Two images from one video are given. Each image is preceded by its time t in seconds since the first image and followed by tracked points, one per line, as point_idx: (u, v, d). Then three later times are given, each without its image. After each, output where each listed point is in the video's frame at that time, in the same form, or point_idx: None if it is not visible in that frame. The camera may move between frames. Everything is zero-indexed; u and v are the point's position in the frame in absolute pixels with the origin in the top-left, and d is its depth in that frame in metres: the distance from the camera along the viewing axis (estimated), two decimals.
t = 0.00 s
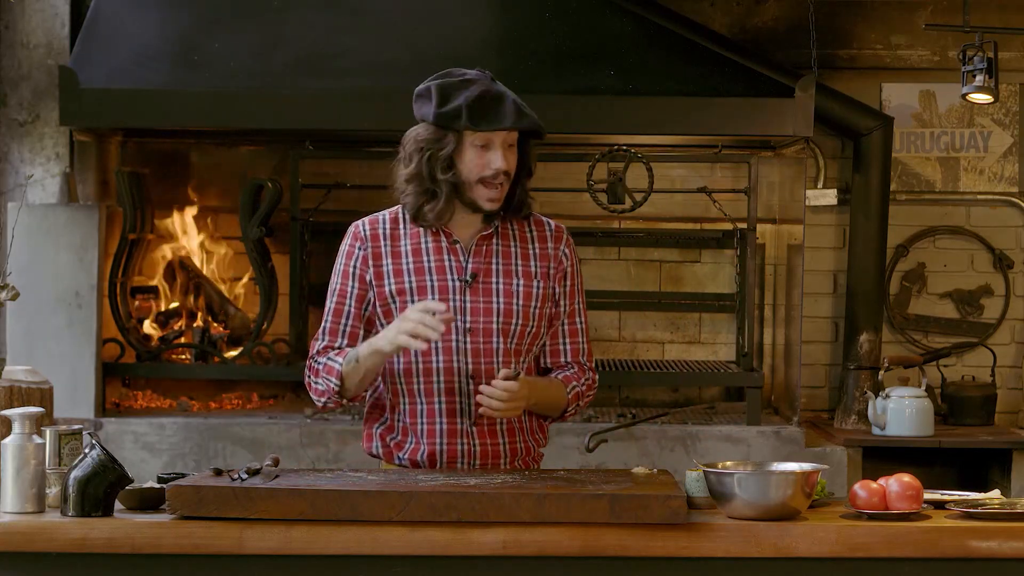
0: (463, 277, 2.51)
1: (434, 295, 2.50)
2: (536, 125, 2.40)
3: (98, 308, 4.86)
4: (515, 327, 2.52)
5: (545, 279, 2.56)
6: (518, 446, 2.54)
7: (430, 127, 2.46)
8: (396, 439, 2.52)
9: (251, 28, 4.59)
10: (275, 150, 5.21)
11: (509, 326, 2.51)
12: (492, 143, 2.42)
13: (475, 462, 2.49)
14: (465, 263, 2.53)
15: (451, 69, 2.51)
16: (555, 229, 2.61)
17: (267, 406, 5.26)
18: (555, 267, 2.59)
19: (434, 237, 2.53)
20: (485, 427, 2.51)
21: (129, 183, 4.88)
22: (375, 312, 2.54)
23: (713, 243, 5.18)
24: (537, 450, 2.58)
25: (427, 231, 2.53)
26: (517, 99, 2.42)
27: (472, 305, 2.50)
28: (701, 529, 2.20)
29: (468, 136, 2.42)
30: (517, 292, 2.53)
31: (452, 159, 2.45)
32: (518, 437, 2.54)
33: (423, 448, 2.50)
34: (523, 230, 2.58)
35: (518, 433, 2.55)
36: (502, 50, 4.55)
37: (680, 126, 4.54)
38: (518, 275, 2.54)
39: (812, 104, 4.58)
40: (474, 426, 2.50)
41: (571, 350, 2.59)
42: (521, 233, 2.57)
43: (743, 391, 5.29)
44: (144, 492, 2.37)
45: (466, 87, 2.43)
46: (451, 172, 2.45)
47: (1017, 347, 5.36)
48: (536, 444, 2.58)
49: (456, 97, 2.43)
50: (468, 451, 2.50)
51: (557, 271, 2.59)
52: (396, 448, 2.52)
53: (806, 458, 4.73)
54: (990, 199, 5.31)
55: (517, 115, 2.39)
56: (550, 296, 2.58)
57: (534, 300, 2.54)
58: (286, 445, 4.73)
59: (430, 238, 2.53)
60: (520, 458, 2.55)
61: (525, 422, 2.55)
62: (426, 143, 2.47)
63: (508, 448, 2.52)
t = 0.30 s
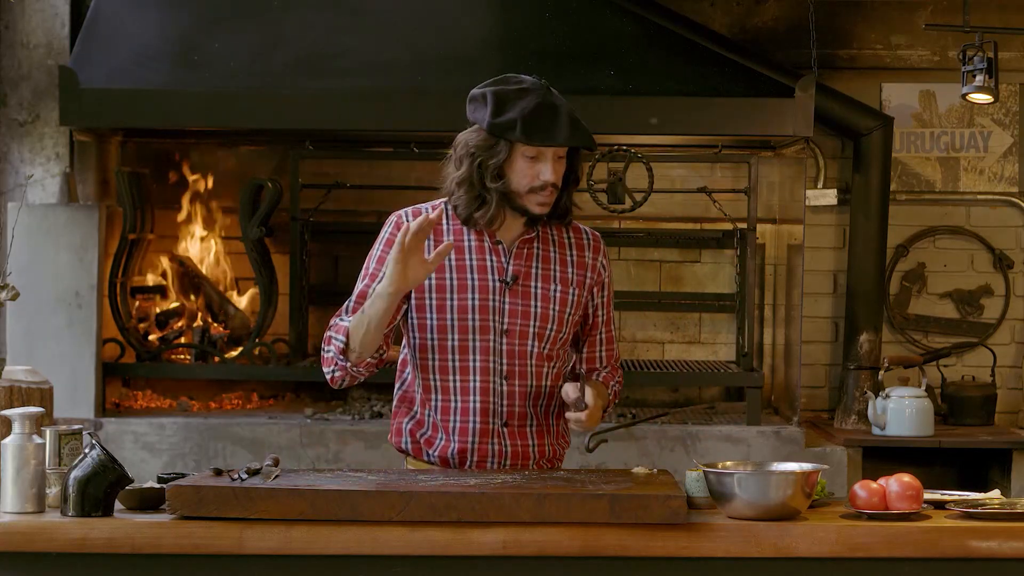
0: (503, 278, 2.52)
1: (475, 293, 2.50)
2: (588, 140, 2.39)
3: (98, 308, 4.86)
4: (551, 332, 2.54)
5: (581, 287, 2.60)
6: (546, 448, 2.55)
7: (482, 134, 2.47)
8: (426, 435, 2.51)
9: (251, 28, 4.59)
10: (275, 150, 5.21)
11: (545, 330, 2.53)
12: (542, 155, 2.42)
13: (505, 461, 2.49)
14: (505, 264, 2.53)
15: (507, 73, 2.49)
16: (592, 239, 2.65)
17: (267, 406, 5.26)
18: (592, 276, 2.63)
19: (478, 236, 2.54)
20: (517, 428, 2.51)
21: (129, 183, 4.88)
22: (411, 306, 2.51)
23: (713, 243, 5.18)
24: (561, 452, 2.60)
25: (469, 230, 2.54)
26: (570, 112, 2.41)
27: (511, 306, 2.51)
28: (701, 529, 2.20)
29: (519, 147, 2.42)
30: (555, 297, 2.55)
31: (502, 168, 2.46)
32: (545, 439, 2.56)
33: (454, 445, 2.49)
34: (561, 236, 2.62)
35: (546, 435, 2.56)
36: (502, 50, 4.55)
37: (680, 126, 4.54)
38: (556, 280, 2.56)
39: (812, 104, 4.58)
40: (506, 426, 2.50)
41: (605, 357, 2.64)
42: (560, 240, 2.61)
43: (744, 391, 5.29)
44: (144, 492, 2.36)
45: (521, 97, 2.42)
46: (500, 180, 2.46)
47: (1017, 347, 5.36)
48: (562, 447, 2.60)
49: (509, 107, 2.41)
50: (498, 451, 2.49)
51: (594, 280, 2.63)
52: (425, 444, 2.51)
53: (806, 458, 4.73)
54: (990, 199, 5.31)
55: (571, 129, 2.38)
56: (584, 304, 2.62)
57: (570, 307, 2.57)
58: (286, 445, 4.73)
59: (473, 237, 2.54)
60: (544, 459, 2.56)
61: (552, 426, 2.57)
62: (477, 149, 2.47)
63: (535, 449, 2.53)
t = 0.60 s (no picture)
0: (515, 282, 2.55)
1: (485, 296, 2.55)
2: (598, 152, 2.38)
3: (98, 308, 4.86)
4: (561, 339, 2.57)
5: (597, 295, 2.61)
6: (551, 453, 2.58)
7: (500, 139, 2.50)
8: (433, 431, 2.57)
9: (251, 28, 4.59)
10: (275, 150, 5.21)
11: (554, 337, 2.56)
12: (554, 164, 2.43)
13: (508, 464, 2.53)
14: (519, 269, 2.56)
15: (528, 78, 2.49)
16: (615, 247, 2.66)
17: (267, 406, 5.26)
18: (610, 284, 2.63)
19: (494, 239, 2.57)
20: (521, 432, 2.55)
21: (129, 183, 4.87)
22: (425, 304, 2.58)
23: (713, 243, 5.18)
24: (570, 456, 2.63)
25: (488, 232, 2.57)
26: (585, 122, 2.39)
27: (520, 311, 2.55)
28: (701, 529, 2.20)
29: (531, 154, 2.44)
30: (567, 304, 2.58)
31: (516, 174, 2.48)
32: (552, 444, 2.59)
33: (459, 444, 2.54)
34: (582, 243, 2.62)
35: (553, 440, 2.59)
36: (503, 50, 4.55)
37: (680, 126, 4.54)
38: (571, 288, 2.58)
39: (812, 104, 4.58)
40: (510, 429, 2.54)
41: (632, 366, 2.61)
42: (580, 247, 2.62)
43: (744, 391, 5.28)
44: (144, 492, 2.37)
45: (537, 104, 2.41)
46: (514, 186, 2.48)
47: (1017, 347, 5.36)
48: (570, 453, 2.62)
49: (523, 113, 2.41)
50: (502, 454, 2.53)
51: (613, 289, 2.64)
52: (433, 440, 2.57)
53: (806, 458, 4.73)
54: (990, 199, 5.31)
55: (581, 140, 2.37)
56: (600, 313, 2.62)
57: (584, 315, 2.59)
58: (286, 445, 4.73)
59: (490, 239, 2.57)
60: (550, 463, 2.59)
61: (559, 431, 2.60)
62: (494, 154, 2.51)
63: (540, 454, 2.57)
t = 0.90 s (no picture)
0: (488, 280, 2.55)
1: (459, 295, 2.55)
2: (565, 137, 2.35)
3: (98, 308, 4.86)
4: (536, 335, 2.55)
5: (573, 289, 2.57)
6: (532, 452, 2.56)
7: (468, 134, 2.55)
8: (416, 432, 2.59)
9: (251, 28, 4.59)
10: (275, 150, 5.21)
11: (529, 334, 2.54)
12: (523, 153, 2.42)
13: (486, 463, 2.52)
14: (493, 266, 2.56)
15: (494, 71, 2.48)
16: (594, 238, 2.62)
17: (267, 406, 5.26)
18: (589, 277, 2.59)
19: (469, 238, 2.57)
20: (499, 430, 2.53)
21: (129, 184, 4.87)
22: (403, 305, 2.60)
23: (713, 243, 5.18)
24: (557, 455, 2.60)
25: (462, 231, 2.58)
26: (551, 109, 2.38)
27: (494, 309, 2.54)
28: (701, 529, 2.20)
29: (498, 143, 2.46)
30: (542, 300, 2.56)
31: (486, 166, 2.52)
32: (533, 442, 2.56)
33: (439, 444, 2.55)
34: (559, 238, 2.60)
35: (534, 437, 2.56)
36: (503, 51, 4.55)
37: (680, 126, 4.54)
38: (546, 283, 2.57)
39: (812, 104, 4.58)
40: (487, 428, 2.53)
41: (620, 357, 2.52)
42: (556, 241, 2.59)
43: (744, 391, 5.28)
44: (144, 492, 2.37)
45: (500, 95, 2.40)
46: (483, 178, 2.51)
47: (1017, 347, 5.36)
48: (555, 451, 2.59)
49: (486, 104, 2.40)
50: (480, 453, 2.53)
51: (591, 282, 2.59)
52: (415, 441, 2.58)
53: (806, 458, 4.73)
54: (990, 199, 5.31)
55: (545, 127, 2.35)
56: (577, 307, 2.58)
57: (559, 309, 2.56)
58: (286, 445, 4.73)
59: (464, 238, 2.58)
60: (534, 462, 2.57)
61: (542, 429, 2.57)
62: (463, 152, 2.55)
63: (520, 452, 2.54)
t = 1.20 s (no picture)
0: (450, 275, 2.53)
1: (422, 292, 2.53)
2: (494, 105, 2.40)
3: (98, 308, 4.86)
4: (500, 328, 2.52)
5: (537, 281, 2.55)
6: (504, 447, 2.54)
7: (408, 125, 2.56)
8: (386, 433, 2.58)
9: (251, 28, 4.59)
10: (275, 150, 5.21)
11: (493, 327, 2.52)
12: (459, 132, 2.44)
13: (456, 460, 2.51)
14: (455, 261, 2.54)
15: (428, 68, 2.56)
16: (557, 231, 2.59)
17: (267, 406, 5.26)
18: (554, 270, 2.57)
19: (429, 235, 2.56)
20: (468, 426, 2.52)
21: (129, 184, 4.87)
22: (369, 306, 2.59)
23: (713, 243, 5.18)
24: (530, 451, 2.58)
25: (422, 231, 2.57)
26: (481, 85, 2.44)
27: (457, 304, 2.52)
28: (701, 529, 2.20)
29: (435, 126, 2.47)
30: (505, 293, 2.53)
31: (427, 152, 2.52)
32: (505, 437, 2.54)
33: (409, 443, 2.54)
34: (522, 230, 2.58)
35: (506, 432, 2.54)
36: (503, 51, 4.55)
37: (681, 126, 4.54)
38: (509, 276, 2.54)
39: (812, 104, 4.58)
40: (456, 424, 2.51)
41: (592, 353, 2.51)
42: (519, 234, 2.57)
43: (744, 391, 5.28)
44: (144, 492, 2.37)
45: (429, 79, 2.48)
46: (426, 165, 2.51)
47: (1017, 347, 5.36)
48: (528, 446, 2.57)
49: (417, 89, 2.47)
50: (450, 450, 2.51)
51: (556, 275, 2.57)
52: (386, 442, 2.57)
53: (806, 458, 4.73)
54: (990, 199, 5.31)
55: (473, 100, 2.41)
56: (542, 299, 2.56)
57: (523, 302, 2.54)
58: (286, 445, 4.73)
59: (424, 236, 2.56)
60: (509, 459, 2.55)
61: (514, 424, 2.55)
62: (408, 144, 2.56)
63: (491, 447, 2.52)
